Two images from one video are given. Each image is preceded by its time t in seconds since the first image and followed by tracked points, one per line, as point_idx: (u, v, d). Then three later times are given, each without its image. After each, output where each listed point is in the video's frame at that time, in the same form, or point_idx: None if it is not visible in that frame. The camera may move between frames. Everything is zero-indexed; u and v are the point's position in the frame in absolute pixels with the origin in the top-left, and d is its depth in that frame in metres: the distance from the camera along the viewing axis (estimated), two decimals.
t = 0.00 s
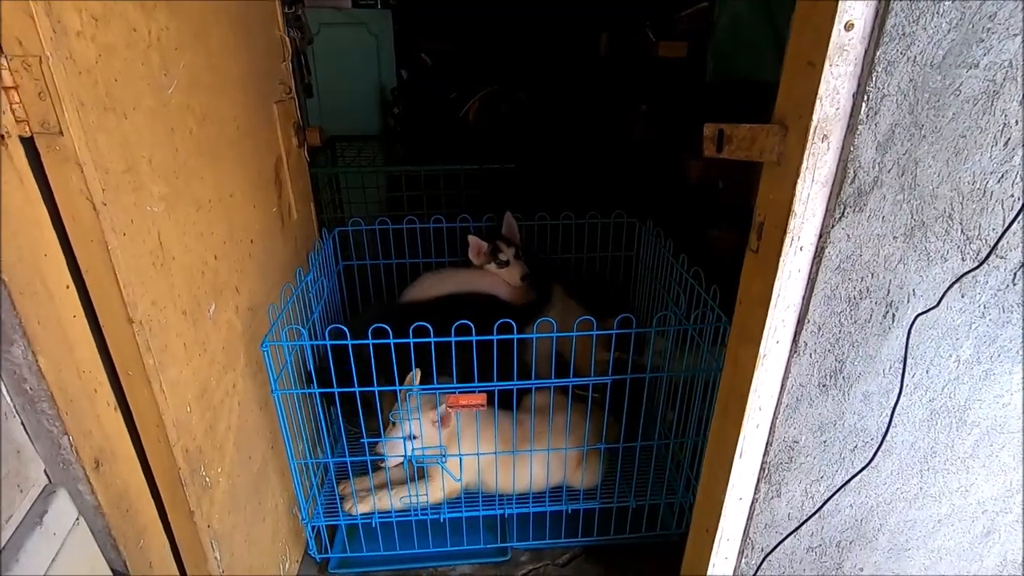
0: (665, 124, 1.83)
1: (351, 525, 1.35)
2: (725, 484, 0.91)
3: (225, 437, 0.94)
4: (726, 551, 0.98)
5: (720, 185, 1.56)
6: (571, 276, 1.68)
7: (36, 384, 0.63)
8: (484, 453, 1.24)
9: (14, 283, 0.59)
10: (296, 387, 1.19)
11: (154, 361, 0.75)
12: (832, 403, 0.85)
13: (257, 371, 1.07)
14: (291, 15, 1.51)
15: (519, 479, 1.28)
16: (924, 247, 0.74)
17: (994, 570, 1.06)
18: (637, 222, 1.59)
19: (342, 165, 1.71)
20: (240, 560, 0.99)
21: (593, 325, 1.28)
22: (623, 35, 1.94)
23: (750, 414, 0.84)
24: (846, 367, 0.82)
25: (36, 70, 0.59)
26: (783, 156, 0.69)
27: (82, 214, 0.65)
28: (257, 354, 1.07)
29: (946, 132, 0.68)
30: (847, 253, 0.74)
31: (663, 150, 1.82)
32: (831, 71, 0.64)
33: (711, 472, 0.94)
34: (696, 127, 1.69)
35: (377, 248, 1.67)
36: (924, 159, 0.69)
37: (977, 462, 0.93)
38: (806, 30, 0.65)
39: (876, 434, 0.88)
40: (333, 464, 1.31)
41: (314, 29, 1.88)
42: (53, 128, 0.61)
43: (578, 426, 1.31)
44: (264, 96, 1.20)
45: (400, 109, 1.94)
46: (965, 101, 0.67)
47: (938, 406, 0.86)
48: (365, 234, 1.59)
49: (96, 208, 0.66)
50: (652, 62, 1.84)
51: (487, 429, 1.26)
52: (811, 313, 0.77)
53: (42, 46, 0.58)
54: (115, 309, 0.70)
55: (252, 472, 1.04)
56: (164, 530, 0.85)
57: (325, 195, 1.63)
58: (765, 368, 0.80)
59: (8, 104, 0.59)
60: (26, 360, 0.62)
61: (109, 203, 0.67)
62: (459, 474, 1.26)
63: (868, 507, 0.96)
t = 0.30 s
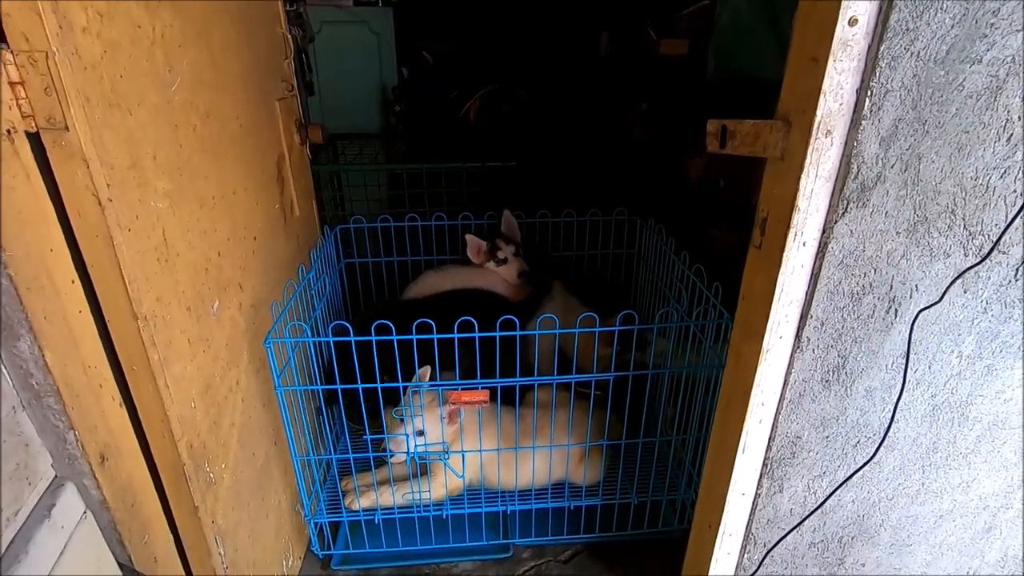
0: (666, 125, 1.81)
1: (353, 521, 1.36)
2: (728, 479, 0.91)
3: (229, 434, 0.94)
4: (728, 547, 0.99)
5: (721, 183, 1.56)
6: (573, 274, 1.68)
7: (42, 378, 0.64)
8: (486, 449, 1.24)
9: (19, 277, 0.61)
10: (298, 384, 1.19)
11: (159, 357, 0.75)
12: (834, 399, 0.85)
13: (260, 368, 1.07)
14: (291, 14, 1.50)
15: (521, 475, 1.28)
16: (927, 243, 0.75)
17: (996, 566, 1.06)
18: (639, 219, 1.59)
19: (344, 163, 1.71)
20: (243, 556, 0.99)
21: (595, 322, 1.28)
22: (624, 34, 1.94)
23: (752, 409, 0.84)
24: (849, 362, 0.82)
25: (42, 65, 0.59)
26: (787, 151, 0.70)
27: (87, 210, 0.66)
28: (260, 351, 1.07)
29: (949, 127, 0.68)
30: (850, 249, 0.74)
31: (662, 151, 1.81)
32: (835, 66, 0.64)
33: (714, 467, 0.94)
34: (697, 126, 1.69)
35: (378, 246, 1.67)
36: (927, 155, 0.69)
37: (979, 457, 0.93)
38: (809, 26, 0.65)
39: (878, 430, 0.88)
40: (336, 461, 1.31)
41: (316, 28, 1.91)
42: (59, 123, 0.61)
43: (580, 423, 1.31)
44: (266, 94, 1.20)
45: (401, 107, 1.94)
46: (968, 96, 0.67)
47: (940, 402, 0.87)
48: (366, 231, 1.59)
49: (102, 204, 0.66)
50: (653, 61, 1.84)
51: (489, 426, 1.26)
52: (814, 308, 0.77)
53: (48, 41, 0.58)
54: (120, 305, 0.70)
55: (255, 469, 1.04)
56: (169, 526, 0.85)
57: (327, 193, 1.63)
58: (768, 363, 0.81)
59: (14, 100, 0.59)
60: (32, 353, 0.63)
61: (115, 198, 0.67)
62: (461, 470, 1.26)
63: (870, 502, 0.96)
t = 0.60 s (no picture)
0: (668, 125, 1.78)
1: (355, 518, 1.36)
2: (729, 475, 0.92)
3: (230, 431, 0.94)
4: (729, 543, 0.99)
5: (722, 180, 1.56)
6: (573, 271, 1.68)
7: (45, 374, 0.64)
8: (487, 446, 1.24)
9: (20, 272, 0.61)
10: (299, 381, 1.19)
11: (161, 353, 0.75)
12: (835, 395, 0.85)
13: (261, 365, 1.07)
14: (292, 11, 1.50)
15: (522, 472, 1.28)
16: (927, 239, 0.75)
17: (995, 562, 1.06)
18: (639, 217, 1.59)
19: (345, 160, 1.71)
20: (245, 553, 0.99)
21: (596, 319, 1.28)
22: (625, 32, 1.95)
23: (753, 405, 0.84)
24: (849, 358, 0.82)
25: (44, 61, 0.59)
26: (788, 146, 0.70)
27: (89, 206, 0.66)
28: (262, 348, 1.08)
29: (950, 123, 0.68)
30: (851, 245, 0.74)
31: (662, 150, 1.80)
32: (837, 62, 0.64)
33: (715, 463, 0.95)
34: (698, 123, 1.69)
35: (378, 243, 1.67)
36: (928, 151, 0.70)
37: (979, 453, 0.93)
38: (811, 21, 0.65)
39: (879, 426, 0.89)
40: (337, 458, 1.32)
41: (315, 25, 1.89)
42: (61, 119, 0.61)
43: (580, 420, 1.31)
44: (267, 92, 1.20)
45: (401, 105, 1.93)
46: (969, 92, 0.67)
47: (941, 398, 0.87)
48: (366, 229, 1.59)
49: (104, 200, 0.66)
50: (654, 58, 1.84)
51: (490, 423, 1.26)
52: (814, 304, 0.78)
53: (50, 37, 0.58)
54: (122, 301, 0.70)
55: (257, 466, 1.04)
56: (170, 522, 0.85)
57: (328, 191, 1.64)
58: (769, 359, 0.81)
59: (16, 96, 0.59)
60: (34, 349, 0.63)
61: (117, 194, 0.67)
62: (462, 467, 1.26)
63: (870, 498, 0.97)
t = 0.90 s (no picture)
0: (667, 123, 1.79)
1: (352, 517, 1.36)
2: (725, 472, 0.92)
3: (227, 430, 0.94)
4: (725, 540, 1.00)
5: (719, 179, 1.56)
6: (571, 269, 1.68)
7: (41, 373, 0.64)
8: (484, 445, 1.24)
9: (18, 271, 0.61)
10: (297, 380, 1.19)
11: (157, 352, 0.75)
12: (830, 393, 0.86)
13: (258, 363, 1.07)
14: (288, 9, 1.50)
15: (519, 470, 1.28)
16: (921, 237, 0.75)
17: (989, 558, 1.07)
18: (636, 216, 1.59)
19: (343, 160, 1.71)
20: (242, 552, 0.99)
21: (593, 317, 1.28)
22: (623, 30, 1.94)
23: (749, 403, 0.85)
24: (844, 357, 0.83)
25: (38, 60, 0.59)
26: (784, 145, 0.70)
27: (85, 205, 0.66)
28: (259, 347, 1.08)
29: (943, 122, 0.69)
30: (845, 243, 0.74)
31: (663, 148, 1.80)
32: (831, 62, 0.64)
33: (711, 461, 0.95)
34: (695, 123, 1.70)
35: (375, 242, 1.67)
36: (922, 150, 0.70)
37: (973, 450, 0.94)
38: (806, 21, 0.66)
39: (873, 424, 0.89)
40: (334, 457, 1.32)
41: (312, 23, 1.86)
42: (57, 119, 0.61)
43: (577, 419, 1.32)
44: (264, 91, 1.20)
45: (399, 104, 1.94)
46: (963, 91, 0.68)
47: (935, 395, 0.87)
48: (363, 228, 1.59)
49: (99, 199, 0.66)
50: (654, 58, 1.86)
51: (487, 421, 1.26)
52: (809, 303, 0.78)
53: (45, 36, 0.58)
54: (118, 301, 0.70)
55: (254, 464, 1.04)
56: (167, 520, 0.85)
57: (324, 190, 1.63)
58: (765, 357, 0.81)
59: (11, 95, 0.59)
60: (30, 349, 0.63)
61: (113, 193, 0.67)
62: (459, 466, 1.26)
63: (865, 495, 0.97)
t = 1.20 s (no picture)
0: (662, 123, 1.79)
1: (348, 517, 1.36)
2: (719, 471, 0.92)
3: (222, 430, 0.94)
4: (720, 539, 1.00)
5: (714, 179, 1.57)
6: (567, 269, 1.68)
7: (34, 374, 0.65)
8: (481, 445, 1.24)
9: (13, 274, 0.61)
10: (292, 380, 1.19)
11: (152, 352, 0.75)
12: (823, 391, 0.86)
13: (253, 364, 1.07)
14: (284, 10, 1.51)
15: (516, 470, 1.28)
16: (913, 237, 0.76)
17: (982, 556, 1.08)
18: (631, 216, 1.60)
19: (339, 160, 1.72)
20: (237, 552, 0.99)
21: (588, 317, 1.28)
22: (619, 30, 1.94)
23: (743, 401, 0.85)
24: (837, 355, 0.83)
25: (31, 61, 0.59)
26: (775, 145, 0.71)
27: (78, 206, 0.65)
28: (254, 347, 1.08)
29: (934, 122, 0.69)
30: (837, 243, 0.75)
31: (662, 148, 1.80)
32: (822, 62, 0.65)
33: (706, 460, 0.95)
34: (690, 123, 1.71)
35: (371, 242, 1.67)
36: (913, 149, 0.70)
37: (965, 448, 0.94)
38: (798, 21, 0.66)
39: (866, 422, 0.90)
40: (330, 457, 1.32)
41: (308, 24, 1.91)
42: (50, 119, 0.61)
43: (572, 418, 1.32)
44: (259, 91, 1.20)
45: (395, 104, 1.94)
46: (953, 92, 0.68)
47: (927, 394, 0.88)
48: (359, 229, 1.59)
49: (93, 200, 0.66)
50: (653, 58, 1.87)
51: (484, 421, 1.26)
52: (802, 302, 0.78)
53: (38, 36, 0.58)
54: (112, 301, 0.70)
55: (249, 464, 1.04)
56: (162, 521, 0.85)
57: (320, 190, 1.62)
58: (758, 356, 0.82)
59: (4, 95, 0.59)
60: (23, 351, 0.63)
61: (107, 194, 0.67)
62: (455, 466, 1.26)
63: (859, 494, 0.98)
